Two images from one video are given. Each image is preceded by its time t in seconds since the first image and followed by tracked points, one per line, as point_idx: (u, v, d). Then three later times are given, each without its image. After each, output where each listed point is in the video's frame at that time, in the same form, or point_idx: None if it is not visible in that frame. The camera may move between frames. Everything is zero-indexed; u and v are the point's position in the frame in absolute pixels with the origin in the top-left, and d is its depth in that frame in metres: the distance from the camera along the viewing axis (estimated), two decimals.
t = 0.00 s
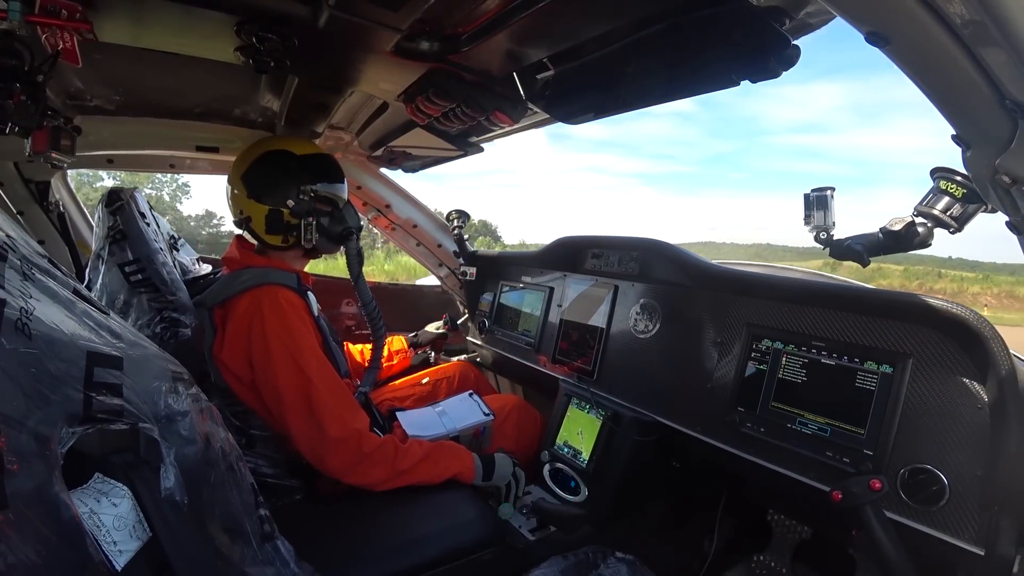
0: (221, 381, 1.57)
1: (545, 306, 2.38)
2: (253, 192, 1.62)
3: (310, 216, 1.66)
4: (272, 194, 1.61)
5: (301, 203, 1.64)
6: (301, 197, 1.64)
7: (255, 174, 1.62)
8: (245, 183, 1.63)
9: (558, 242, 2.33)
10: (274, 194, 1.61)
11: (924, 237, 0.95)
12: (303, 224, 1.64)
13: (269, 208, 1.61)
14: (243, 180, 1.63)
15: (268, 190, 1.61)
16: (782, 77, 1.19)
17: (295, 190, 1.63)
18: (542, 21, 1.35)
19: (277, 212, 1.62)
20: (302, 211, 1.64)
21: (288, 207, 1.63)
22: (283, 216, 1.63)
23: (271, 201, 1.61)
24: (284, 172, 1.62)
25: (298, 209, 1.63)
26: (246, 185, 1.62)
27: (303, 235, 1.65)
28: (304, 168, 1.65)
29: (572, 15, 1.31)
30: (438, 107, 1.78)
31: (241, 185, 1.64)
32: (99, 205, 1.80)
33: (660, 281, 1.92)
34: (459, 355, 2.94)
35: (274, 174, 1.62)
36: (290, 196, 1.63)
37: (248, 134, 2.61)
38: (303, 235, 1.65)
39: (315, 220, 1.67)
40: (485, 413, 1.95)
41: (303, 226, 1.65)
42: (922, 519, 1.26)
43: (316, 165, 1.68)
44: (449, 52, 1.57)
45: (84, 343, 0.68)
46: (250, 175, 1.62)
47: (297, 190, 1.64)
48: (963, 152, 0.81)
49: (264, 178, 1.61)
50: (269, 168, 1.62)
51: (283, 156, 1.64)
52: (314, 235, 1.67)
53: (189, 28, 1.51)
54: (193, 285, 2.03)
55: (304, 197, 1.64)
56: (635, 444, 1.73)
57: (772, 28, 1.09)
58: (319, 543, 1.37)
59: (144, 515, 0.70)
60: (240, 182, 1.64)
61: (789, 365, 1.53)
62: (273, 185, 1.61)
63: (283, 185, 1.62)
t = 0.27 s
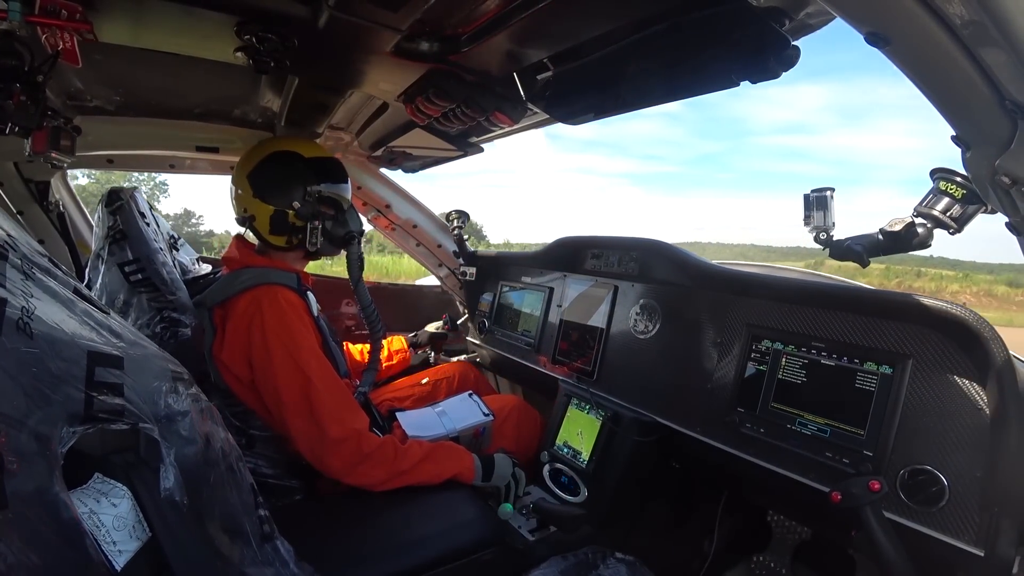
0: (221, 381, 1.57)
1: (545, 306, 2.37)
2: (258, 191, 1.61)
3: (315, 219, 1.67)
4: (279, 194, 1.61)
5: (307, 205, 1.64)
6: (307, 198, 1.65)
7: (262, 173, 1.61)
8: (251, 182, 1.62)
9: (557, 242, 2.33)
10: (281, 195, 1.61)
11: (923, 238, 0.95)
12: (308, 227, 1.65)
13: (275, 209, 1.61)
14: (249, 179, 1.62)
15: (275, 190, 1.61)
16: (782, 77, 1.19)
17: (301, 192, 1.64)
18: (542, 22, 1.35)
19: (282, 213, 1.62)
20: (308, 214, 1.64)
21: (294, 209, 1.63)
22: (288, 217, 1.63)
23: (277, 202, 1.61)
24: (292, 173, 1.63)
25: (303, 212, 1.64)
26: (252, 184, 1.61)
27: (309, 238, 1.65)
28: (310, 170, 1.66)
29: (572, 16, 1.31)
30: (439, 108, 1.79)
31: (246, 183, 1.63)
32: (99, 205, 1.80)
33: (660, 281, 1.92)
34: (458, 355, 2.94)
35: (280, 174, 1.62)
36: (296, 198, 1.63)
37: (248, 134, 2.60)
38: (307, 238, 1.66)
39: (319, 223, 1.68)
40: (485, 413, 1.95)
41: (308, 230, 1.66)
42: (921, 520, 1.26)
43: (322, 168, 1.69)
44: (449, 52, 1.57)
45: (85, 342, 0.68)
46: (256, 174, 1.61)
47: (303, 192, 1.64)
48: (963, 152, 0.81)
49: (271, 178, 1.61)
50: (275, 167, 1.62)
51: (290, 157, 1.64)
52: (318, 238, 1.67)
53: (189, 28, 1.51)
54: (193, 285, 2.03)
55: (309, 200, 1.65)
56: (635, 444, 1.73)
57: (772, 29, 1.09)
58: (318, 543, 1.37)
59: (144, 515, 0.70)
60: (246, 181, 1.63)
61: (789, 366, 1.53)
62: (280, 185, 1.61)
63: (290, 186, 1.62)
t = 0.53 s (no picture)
0: (220, 381, 1.57)
1: (545, 306, 2.37)
2: (258, 190, 1.62)
3: (313, 221, 1.66)
4: (277, 195, 1.61)
5: (306, 207, 1.64)
6: (306, 199, 1.64)
7: (261, 172, 1.62)
8: (252, 180, 1.63)
9: (557, 242, 2.33)
10: (279, 196, 1.61)
11: (923, 238, 0.95)
12: (303, 230, 1.63)
13: (272, 209, 1.61)
14: (250, 178, 1.63)
15: (273, 190, 1.61)
16: (781, 77, 1.19)
17: (299, 194, 1.63)
18: (542, 21, 1.35)
19: (280, 213, 1.62)
20: (305, 217, 1.63)
21: (291, 210, 1.63)
22: (285, 218, 1.63)
23: (274, 202, 1.61)
24: (292, 174, 1.63)
25: (300, 214, 1.63)
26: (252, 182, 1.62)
27: (302, 241, 1.64)
28: (311, 171, 1.66)
29: (572, 15, 1.31)
30: (439, 108, 1.78)
31: (248, 182, 1.64)
32: (99, 206, 1.80)
33: (659, 281, 1.92)
34: (458, 355, 2.94)
35: (280, 174, 1.62)
36: (294, 199, 1.63)
37: (248, 134, 2.60)
38: (300, 241, 1.65)
39: (316, 226, 1.67)
40: (485, 413, 1.95)
41: (302, 232, 1.64)
42: (922, 519, 1.26)
43: (324, 169, 1.68)
44: (449, 52, 1.58)
45: (85, 343, 0.68)
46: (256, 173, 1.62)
47: (302, 194, 1.63)
48: (962, 152, 0.82)
49: (270, 177, 1.61)
50: (275, 166, 1.62)
51: (291, 158, 1.64)
52: (312, 242, 1.66)
53: (189, 28, 1.51)
54: (193, 285, 2.03)
55: (308, 202, 1.64)
56: (635, 444, 1.73)
57: (772, 29, 1.09)
58: (319, 543, 1.37)
59: (144, 516, 0.71)
60: (247, 180, 1.64)
61: (789, 365, 1.53)
62: (279, 186, 1.61)
63: (290, 187, 1.62)
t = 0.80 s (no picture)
0: (220, 382, 1.57)
1: (545, 306, 2.37)
2: (253, 190, 1.62)
3: (306, 221, 1.66)
4: (272, 195, 1.61)
5: (300, 207, 1.64)
6: (301, 196, 1.64)
7: (257, 172, 1.62)
8: (248, 180, 1.64)
9: (557, 243, 2.33)
10: (274, 196, 1.62)
11: (922, 237, 0.96)
12: (294, 230, 1.64)
13: (267, 210, 1.62)
14: (247, 178, 1.63)
15: (268, 191, 1.61)
16: (781, 77, 1.19)
17: (294, 194, 1.63)
18: (541, 22, 1.35)
19: (273, 214, 1.62)
20: (298, 217, 1.64)
21: (285, 210, 1.63)
22: (279, 219, 1.63)
23: (268, 202, 1.62)
24: (288, 175, 1.62)
25: (293, 214, 1.63)
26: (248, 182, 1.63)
27: (293, 240, 1.65)
28: (308, 172, 1.65)
29: (572, 16, 1.31)
30: (438, 108, 1.78)
31: (244, 182, 1.65)
32: (98, 207, 1.80)
33: (659, 281, 1.92)
34: (459, 356, 2.94)
35: (275, 173, 1.62)
36: (289, 199, 1.63)
37: (247, 135, 2.60)
38: (292, 240, 1.65)
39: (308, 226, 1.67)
40: (485, 413, 1.95)
41: (293, 232, 1.64)
42: (922, 519, 1.26)
43: (321, 170, 1.67)
44: (448, 52, 1.58)
45: (84, 344, 0.68)
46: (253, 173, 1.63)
47: (296, 194, 1.64)
48: (962, 152, 0.82)
49: (267, 178, 1.61)
50: (270, 166, 1.62)
51: (288, 159, 1.64)
52: (303, 241, 1.67)
53: (188, 29, 1.51)
54: (193, 286, 2.03)
55: (303, 202, 1.65)
56: (635, 444, 1.73)
57: (772, 29, 1.09)
58: (319, 544, 1.37)
59: (144, 516, 0.71)
60: (245, 180, 1.65)
61: (789, 365, 1.53)
62: (274, 186, 1.61)
63: (285, 187, 1.62)
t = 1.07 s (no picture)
0: (221, 382, 1.57)
1: (545, 305, 2.38)
2: (253, 191, 1.62)
3: (306, 221, 1.66)
4: (273, 195, 1.61)
5: (300, 207, 1.65)
6: (302, 197, 1.64)
7: (257, 172, 1.62)
8: (248, 181, 1.64)
9: (557, 242, 2.33)
10: (275, 196, 1.62)
11: (922, 236, 0.96)
12: (296, 229, 1.64)
13: (268, 209, 1.61)
14: (247, 179, 1.63)
15: (268, 191, 1.62)
16: (780, 76, 1.19)
17: (294, 194, 1.64)
18: (542, 21, 1.35)
19: (274, 213, 1.62)
20: (299, 216, 1.64)
21: (286, 210, 1.63)
22: (281, 219, 1.63)
23: (269, 203, 1.61)
24: (288, 174, 1.63)
25: (294, 213, 1.64)
26: (248, 183, 1.63)
27: (295, 240, 1.64)
28: (308, 172, 1.66)
29: (572, 15, 1.31)
30: (438, 108, 1.78)
31: (244, 182, 1.64)
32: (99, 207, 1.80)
33: (660, 280, 1.92)
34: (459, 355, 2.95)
35: (275, 173, 1.62)
36: (290, 199, 1.63)
37: (247, 135, 2.60)
38: (293, 240, 1.65)
39: (309, 226, 1.67)
40: (485, 413, 1.95)
41: (295, 231, 1.64)
42: (923, 518, 1.26)
43: (321, 170, 1.68)
44: (449, 52, 1.58)
45: (86, 344, 0.68)
46: (252, 174, 1.63)
47: (296, 194, 1.64)
48: (963, 151, 0.82)
49: (267, 178, 1.62)
50: (270, 166, 1.62)
51: (287, 159, 1.64)
52: (305, 242, 1.67)
53: (188, 29, 1.51)
54: (193, 286, 2.03)
55: (303, 202, 1.65)
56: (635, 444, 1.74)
57: (772, 28, 1.09)
58: (320, 544, 1.37)
59: (145, 517, 0.71)
60: (245, 180, 1.64)
61: (789, 364, 1.53)
62: (275, 186, 1.62)
63: (285, 187, 1.63)
